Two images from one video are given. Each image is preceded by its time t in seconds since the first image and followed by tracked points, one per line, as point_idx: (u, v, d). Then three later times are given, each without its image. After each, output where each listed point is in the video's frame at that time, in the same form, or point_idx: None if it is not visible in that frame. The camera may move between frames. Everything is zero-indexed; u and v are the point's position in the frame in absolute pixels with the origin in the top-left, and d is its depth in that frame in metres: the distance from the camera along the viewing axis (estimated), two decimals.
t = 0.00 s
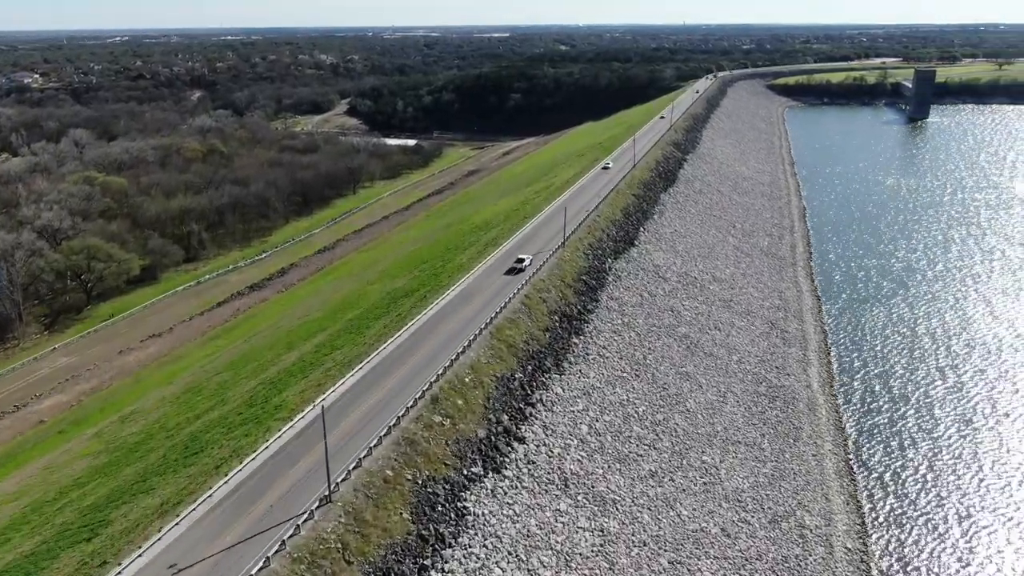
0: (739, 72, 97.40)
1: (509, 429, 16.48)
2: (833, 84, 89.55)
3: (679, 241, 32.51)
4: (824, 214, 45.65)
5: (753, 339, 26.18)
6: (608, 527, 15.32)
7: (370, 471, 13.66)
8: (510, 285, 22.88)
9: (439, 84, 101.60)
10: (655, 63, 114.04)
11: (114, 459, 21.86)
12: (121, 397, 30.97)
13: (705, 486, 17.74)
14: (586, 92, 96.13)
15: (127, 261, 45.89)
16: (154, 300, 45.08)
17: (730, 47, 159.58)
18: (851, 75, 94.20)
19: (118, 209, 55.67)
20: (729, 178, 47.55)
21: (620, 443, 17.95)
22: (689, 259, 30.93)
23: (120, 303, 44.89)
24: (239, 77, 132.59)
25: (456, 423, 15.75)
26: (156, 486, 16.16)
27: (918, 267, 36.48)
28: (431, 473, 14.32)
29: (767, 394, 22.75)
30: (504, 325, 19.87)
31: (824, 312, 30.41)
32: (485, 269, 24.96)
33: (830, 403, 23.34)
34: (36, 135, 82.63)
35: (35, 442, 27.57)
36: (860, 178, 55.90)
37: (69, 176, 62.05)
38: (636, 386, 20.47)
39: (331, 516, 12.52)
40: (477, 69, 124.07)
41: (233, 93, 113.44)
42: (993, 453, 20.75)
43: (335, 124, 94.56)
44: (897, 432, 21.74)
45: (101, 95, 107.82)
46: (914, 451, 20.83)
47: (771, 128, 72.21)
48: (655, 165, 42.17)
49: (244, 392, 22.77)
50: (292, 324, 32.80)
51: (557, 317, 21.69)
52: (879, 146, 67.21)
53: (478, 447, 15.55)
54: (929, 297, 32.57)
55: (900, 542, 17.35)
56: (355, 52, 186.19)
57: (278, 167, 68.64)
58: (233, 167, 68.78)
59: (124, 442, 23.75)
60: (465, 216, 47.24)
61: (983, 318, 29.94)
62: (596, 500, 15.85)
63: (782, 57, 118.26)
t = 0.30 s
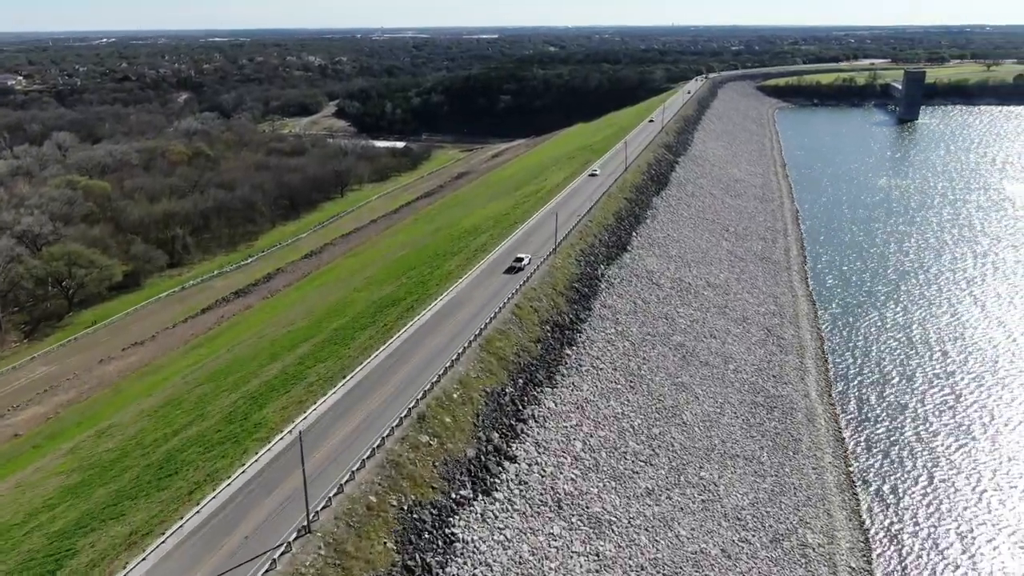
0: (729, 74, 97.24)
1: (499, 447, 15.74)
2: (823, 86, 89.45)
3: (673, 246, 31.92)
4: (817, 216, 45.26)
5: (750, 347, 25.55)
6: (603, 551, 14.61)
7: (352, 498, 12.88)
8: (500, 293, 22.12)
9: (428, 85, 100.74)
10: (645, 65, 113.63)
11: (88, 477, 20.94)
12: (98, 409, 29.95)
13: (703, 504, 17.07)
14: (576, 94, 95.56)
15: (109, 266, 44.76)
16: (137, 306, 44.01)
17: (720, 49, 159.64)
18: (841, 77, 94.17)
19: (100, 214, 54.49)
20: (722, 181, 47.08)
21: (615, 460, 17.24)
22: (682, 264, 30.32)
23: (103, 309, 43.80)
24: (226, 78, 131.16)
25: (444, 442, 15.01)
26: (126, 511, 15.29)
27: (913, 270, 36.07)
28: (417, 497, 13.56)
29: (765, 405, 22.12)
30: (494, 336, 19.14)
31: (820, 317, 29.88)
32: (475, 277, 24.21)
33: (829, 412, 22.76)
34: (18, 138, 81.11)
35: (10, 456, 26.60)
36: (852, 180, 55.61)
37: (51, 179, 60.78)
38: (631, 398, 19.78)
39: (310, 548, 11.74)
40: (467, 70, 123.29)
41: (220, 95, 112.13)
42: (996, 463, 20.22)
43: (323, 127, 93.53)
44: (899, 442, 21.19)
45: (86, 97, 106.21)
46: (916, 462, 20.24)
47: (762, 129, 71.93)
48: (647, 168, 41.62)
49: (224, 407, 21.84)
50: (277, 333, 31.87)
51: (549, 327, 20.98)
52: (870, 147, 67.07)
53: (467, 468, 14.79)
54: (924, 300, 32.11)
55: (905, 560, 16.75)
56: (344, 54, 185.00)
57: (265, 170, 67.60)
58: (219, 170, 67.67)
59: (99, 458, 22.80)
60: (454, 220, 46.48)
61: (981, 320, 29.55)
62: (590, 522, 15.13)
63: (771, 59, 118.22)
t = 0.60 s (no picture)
0: (720, 75, 97.06)
1: (490, 468, 15.01)
2: (814, 87, 89.34)
3: (666, 251, 31.31)
4: (810, 219, 44.90)
5: (746, 356, 24.93)
6: None
7: (334, 528, 12.12)
8: (490, 302, 21.39)
9: (417, 87, 99.89)
10: (635, 66, 113.28)
11: (58, 497, 19.95)
12: (76, 421, 28.95)
13: (702, 524, 16.42)
14: (567, 95, 95.02)
15: (91, 272, 43.73)
16: (121, 312, 42.98)
17: (710, 50, 159.73)
18: (831, 78, 94.10)
19: (83, 218, 53.36)
20: (714, 183, 46.61)
21: (612, 479, 16.55)
22: (676, 270, 29.73)
23: (86, 315, 42.77)
24: (214, 80, 129.80)
25: (431, 464, 14.25)
26: (95, 540, 14.42)
27: (908, 274, 35.65)
28: (403, 524, 12.80)
29: (763, 415, 21.52)
30: (485, 347, 18.43)
31: (816, 323, 29.34)
32: (465, 284, 23.45)
33: (829, 423, 22.17)
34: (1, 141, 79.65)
35: None
36: (844, 182, 55.30)
37: (33, 183, 59.55)
38: (626, 412, 19.11)
39: None
40: (457, 72, 122.44)
41: (207, 97, 110.82)
42: (999, 473, 19.69)
43: (311, 129, 92.52)
44: (901, 452, 20.64)
45: (71, 99, 104.61)
46: (918, 473, 19.67)
47: (753, 130, 71.64)
48: (640, 171, 41.06)
49: (204, 423, 20.95)
50: (261, 342, 30.97)
51: (541, 338, 20.24)
52: (861, 148, 66.93)
53: (456, 491, 14.05)
54: (920, 305, 31.63)
55: None
56: (333, 55, 183.64)
57: (252, 174, 66.58)
58: (205, 173, 66.59)
59: (72, 476, 21.82)
60: (444, 224, 45.73)
61: (978, 323, 29.13)
62: (586, 546, 14.43)
63: (761, 60, 118.18)
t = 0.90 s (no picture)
0: (711, 77, 96.75)
1: (481, 490, 14.26)
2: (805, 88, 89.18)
3: (661, 257, 30.67)
4: (805, 222, 44.41)
5: (744, 365, 24.30)
6: None
7: (314, 562, 11.36)
8: (481, 312, 20.65)
9: (407, 89, 99.04)
10: (627, 68, 112.87)
11: (26, 518, 18.95)
12: (52, 434, 27.91)
13: (703, 545, 15.76)
14: (558, 97, 94.42)
15: (74, 278, 42.97)
16: (104, 319, 41.90)
17: (701, 52, 159.71)
18: (822, 80, 93.97)
19: (66, 223, 52.17)
20: (708, 186, 46.09)
21: (608, 499, 15.85)
22: (671, 276, 29.10)
23: (68, 322, 41.61)
24: (202, 82, 128.40)
25: (419, 488, 13.51)
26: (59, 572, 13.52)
27: (904, 277, 35.16)
28: (388, 555, 12.05)
29: (762, 427, 20.91)
30: (476, 361, 17.69)
31: (813, 329, 28.76)
32: (455, 293, 22.70)
33: (830, 434, 21.56)
34: None
35: None
36: (837, 184, 54.90)
37: (16, 187, 58.27)
38: (622, 426, 18.45)
39: None
40: (447, 74, 121.72)
41: (195, 99, 109.50)
42: (1004, 485, 19.13)
43: (300, 132, 91.47)
44: (904, 463, 20.09)
45: (57, 101, 103.05)
46: (922, 486, 19.11)
47: (745, 132, 71.27)
48: (632, 175, 40.46)
49: (182, 440, 20.06)
50: (246, 352, 30.09)
51: (534, 349, 19.54)
52: (853, 150, 66.71)
53: (444, 516, 13.31)
54: (919, 309, 31.09)
55: None
56: (323, 58, 182.34)
57: (240, 177, 65.54)
58: (192, 177, 65.48)
59: (43, 495, 20.78)
60: (434, 229, 44.94)
61: (977, 327, 28.67)
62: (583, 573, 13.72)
63: (752, 62, 118.06)
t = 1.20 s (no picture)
0: (703, 79, 96.43)
1: (472, 516, 13.52)
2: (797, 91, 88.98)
3: (656, 263, 30.06)
4: (801, 226, 43.96)
5: (743, 376, 23.66)
6: None
7: None
8: (473, 323, 19.93)
9: (399, 92, 98.27)
10: (619, 70, 112.49)
11: None
12: (29, 448, 26.96)
13: (705, 568, 15.07)
14: (550, 100, 93.85)
15: (59, 284, 41.83)
16: (88, 327, 40.92)
17: (693, 54, 159.61)
18: (815, 82, 93.78)
19: (52, 227, 51.10)
20: (702, 190, 45.57)
21: (606, 522, 15.14)
22: (667, 283, 28.48)
23: (53, 330, 40.64)
24: (192, 85, 127.20)
25: (406, 515, 12.78)
26: None
27: (902, 282, 34.69)
28: None
29: (762, 441, 20.28)
30: (467, 375, 16.96)
31: (812, 337, 28.19)
32: (447, 302, 21.97)
33: (832, 447, 20.94)
34: None
35: None
36: (831, 187, 54.51)
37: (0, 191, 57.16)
38: (619, 443, 17.75)
39: None
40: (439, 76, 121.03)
41: (185, 102, 108.35)
42: (1012, 499, 18.56)
43: (291, 135, 90.52)
44: (909, 475, 19.49)
45: (46, 104, 101.71)
46: (928, 500, 18.53)
47: (739, 135, 70.91)
48: (627, 179, 39.89)
49: (161, 459, 19.22)
50: (231, 362, 29.21)
51: (528, 362, 18.83)
52: (847, 152, 66.45)
53: (433, 545, 12.58)
54: (917, 315, 30.60)
55: None
56: (314, 60, 181.28)
57: (229, 180, 64.57)
58: (181, 180, 64.47)
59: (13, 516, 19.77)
60: (425, 233, 44.20)
61: (977, 333, 28.20)
62: None
63: (744, 64, 117.90)
